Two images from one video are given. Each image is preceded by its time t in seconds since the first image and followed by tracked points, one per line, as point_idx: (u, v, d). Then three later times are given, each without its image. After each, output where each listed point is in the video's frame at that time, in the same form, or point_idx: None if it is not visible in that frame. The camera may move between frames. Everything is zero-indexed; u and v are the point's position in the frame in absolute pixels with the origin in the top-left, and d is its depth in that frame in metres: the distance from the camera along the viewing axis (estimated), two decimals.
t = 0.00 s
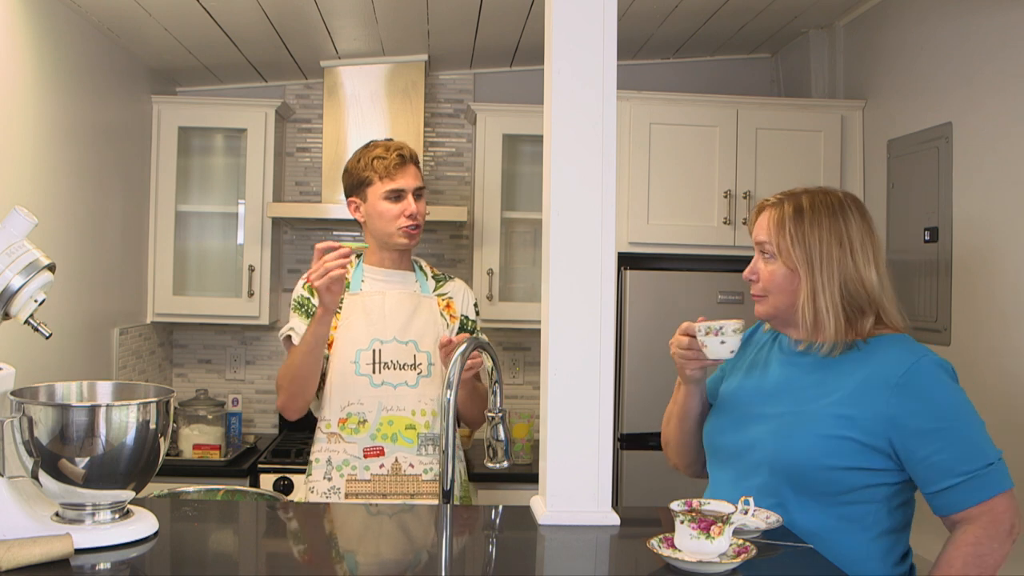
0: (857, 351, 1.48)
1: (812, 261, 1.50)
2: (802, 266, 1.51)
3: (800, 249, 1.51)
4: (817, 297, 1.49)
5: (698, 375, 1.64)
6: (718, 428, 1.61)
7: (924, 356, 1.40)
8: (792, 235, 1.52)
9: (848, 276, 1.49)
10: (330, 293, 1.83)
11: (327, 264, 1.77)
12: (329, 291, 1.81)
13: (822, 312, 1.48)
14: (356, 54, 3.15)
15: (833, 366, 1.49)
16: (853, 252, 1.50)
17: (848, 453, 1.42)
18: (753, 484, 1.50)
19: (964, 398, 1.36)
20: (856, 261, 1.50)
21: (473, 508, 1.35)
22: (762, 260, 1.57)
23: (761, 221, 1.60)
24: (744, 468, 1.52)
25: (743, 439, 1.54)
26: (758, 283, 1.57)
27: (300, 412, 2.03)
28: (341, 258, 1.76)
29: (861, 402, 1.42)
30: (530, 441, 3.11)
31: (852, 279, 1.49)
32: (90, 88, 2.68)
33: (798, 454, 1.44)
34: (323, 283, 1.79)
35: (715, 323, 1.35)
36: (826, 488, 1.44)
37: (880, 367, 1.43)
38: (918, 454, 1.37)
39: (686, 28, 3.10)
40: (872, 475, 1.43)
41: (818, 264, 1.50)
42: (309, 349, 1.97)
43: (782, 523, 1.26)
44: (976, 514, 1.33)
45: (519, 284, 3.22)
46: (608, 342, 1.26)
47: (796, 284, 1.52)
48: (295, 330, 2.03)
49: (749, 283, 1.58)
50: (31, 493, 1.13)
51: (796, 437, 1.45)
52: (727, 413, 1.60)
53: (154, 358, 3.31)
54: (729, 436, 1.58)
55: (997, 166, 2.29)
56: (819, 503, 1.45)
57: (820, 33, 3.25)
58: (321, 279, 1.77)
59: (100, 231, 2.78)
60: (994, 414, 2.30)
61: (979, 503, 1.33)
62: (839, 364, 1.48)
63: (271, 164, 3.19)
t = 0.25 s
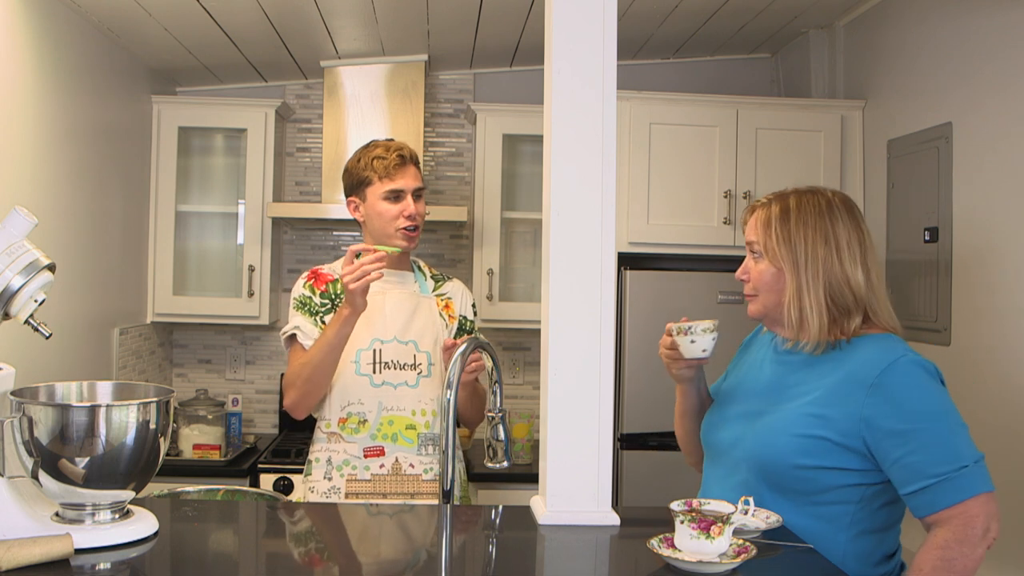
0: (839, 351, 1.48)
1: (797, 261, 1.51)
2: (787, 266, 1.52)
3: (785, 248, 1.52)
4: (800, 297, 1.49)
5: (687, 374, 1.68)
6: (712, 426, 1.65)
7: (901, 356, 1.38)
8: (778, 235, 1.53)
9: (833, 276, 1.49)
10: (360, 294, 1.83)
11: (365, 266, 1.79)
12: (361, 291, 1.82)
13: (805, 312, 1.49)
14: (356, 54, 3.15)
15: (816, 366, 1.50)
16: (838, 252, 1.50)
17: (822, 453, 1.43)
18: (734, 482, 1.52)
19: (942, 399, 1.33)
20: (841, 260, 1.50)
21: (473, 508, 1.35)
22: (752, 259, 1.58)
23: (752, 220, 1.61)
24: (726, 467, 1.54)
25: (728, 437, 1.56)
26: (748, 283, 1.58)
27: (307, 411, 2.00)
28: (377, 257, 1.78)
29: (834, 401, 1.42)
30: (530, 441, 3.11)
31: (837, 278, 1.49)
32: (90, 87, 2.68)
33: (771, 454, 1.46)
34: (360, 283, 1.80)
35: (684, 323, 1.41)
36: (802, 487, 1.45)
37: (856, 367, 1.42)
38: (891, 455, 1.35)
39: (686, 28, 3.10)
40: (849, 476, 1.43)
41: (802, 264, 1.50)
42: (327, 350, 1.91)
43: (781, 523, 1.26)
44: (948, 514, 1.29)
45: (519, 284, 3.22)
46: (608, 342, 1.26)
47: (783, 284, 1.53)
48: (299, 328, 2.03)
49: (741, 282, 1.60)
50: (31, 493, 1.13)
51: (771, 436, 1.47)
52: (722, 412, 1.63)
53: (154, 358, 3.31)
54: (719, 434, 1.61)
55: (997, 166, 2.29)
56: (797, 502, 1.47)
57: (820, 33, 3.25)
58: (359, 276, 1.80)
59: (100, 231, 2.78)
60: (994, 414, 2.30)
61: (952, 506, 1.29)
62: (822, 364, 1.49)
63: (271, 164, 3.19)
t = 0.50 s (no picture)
0: (827, 351, 1.48)
1: (786, 262, 1.51)
2: (777, 267, 1.52)
3: (774, 249, 1.52)
4: (789, 298, 1.50)
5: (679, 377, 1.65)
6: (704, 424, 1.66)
7: (887, 356, 1.37)
8: (767, 235, 1.53)
9: (821, 276, 1.49)
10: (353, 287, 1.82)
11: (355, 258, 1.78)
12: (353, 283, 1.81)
13: (794, 312, 1.49)
14: (356, 54, 3.15)
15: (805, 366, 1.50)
16: (827, 252, 1.49)
17: (808, 452, 1.43)
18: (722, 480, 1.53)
19: (927, 400, 1.32)
20: (830, 260, 1.49)
21: (473, 508, 1.35)
22: (744, 260, 1.58)
23: (743, 221, 1.62)
24: (714, 465, 1.55)
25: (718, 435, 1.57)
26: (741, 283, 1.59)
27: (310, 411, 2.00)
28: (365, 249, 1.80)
29: (820, 401, 1.42)
30: (530, 441, 3.11)
31: (825, 278, 1.49)
32: (90, 87, 2.68)
33: (757, 453, 1.46)
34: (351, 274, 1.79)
35: (663, 327, 1.50)
36: (788, 486, 1.46)
37: (843, 366, 1.42)
38: (874, 456, 1.35)
39: (686, 28, 3.10)
40: (834, 475, 1.43)
41: (791, 264, 1.50)
42: (324, 347, 1.91)
43: (781, 523, 1.26)
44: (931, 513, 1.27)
45: (519, 284, 3.22)
46: (608, 342, 1.26)
47: (773, 284, 1.53)
48: (301, 327, 2.02)
49: (734, 283, 1.60)
50: (31, 493, 1.13)
51: (758, 435, 1.48)
52: (714, 410, 1.64)
53: (154, 358, 3.31)
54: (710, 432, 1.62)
55: (998, 166, 2.29)
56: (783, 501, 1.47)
57: (820, 33, 3.25)
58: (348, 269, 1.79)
59: (100, 231, 2.78)
60: (993, 414, 2.30)
61: (936, 505, 1.26)
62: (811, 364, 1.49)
63: (271, 164, 3.19)
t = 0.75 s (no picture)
0: (825, 350, 1.48)
1: (786, 261, 1.51)
2: (776, 266, 1.52)
3: (774, 249, 1.52)
4: (789, 297, 1.50)
5: (675, 378, 1.64)
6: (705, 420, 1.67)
7: (884, 354, 1.37)
8: (767, 235, 1.53)
9: (821, 275, 1.49)
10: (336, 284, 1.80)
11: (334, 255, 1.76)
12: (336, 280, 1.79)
13: (794, 311, 1.49)
14: (356, 54, 3.15)
15: (804, 363, 1.50)
16: (827, 251, 1.49)
17: (804, 449, 1.43)
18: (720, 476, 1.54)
19: (924, 398, 1.31)
20: (830, 259, 1.49)
21: (473, 508, 1.35)
22: (744, 260, 1.58)
23: (744, 221, 1.62)
24: (713, 461, 1.56)
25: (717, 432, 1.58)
26: (741, 283, 1.59)
27: (307, 410, 2.00)
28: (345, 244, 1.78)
29: (817, 399, 1.43)
30: (530, 441, 3.11)
31: (825, 278, 1.48)
32: (90, 87, 2.68)
33: (754, 450, 1.47)
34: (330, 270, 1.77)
35: (657, 329, 1.50)
36: (785, 483, 1.46)
37: (841, 364, 1.42)
38: (870, 454, 1.35)
39: (686, 27, 3.10)
40: (831, 473, 1.43)
41: (791, 264, 1.50)
42: (317, 342, 1.91)
43: (781, 523, 1.26)
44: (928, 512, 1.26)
45: (519, 284, 3.22)
46: (608, 342, 1.26)
47: (772, 284, 1.53)
48: (298, 325, 2.01)
49: (735, 283, 1.60)
50: (31, 493, 1.13)
51: (755, 432, 1.48)
52: (715, 406, 1.65)
53: (154, 358, 3.31)
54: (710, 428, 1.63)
55: (998, 166, 2.29)
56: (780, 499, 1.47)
57: (820, 33, 3.25)
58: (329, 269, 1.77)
59: (100, 231, 2.78)
60: (993, 414, 2.30)
61: (931, 504, 1.26)
62: (810, 362, 1.49)
63: (271, 164, 3.19)
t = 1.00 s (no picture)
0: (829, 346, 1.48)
1: (795, 258, 1.51)
2: (785, 263, 1.52)
3: (783, 246, 1.52)
4: (798, 294, 1.50)
5: (678, 378, 1.62)
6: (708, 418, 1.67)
7: (886, 348, 1.37)
8: (776, 233, 1.53)
9: (830, 272, 1.49)
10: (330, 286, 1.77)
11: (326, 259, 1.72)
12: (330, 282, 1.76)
13: (802, 308, 1.49)
14: (356, 54, 3.15)
15: (807, 360, 1.51)
16: (837, 248, 1.50)
17: (808, 446, 1.43)
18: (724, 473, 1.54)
19: (926, 392, 1.31)
20: (839, 256, 1.50)
21: (472, 507, 1.35)
22: (752, 258, 1.59)
23: (750, 220, 1.62)
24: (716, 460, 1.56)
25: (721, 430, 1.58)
26: (749, 281, 1.59)
27: (302, 409, 2.01)
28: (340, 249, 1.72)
29: (820, 395, 1.43)
30: (530, 441, 3.11)
31: (834, 275, 1.49)
32: (90, 87, 2.68)
33: (758, 447, 1.47)
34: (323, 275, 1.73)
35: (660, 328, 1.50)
36: (789, 481, 1.46)
37: (843, 360, 1.42)
38: (872, 449, 1.35)
39: (686, 28, 3.10)
40: (835, 470, 1.43)
41: (800, 261, 1.50)
42: (313, 343, 1.92)
43: (781, 523, 1.26)
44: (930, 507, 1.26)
45: (519, 284, 3.22)
46: (608, 343, 1.26)
47: (781, 281, 1.53)
48: (296, 325, 2.01)
49: (743, 281, 1.60)
50: (31, 493, 1.13)
51: (758, 429, 1.48)
52: (718, 405, 1.65)
53: (154, 358, 3.31)
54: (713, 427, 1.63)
55: (998, 166, 2.29)
56: (784, 496, 1.47)
57: (820, 33, 3.25)
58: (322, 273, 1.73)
59: (100, 232, 2.78)
60: (993, 414, 2.30)
61: (931, 499, 1.26)
62: (813, 359, 1.50)
63: (271, 164, 3.19)
